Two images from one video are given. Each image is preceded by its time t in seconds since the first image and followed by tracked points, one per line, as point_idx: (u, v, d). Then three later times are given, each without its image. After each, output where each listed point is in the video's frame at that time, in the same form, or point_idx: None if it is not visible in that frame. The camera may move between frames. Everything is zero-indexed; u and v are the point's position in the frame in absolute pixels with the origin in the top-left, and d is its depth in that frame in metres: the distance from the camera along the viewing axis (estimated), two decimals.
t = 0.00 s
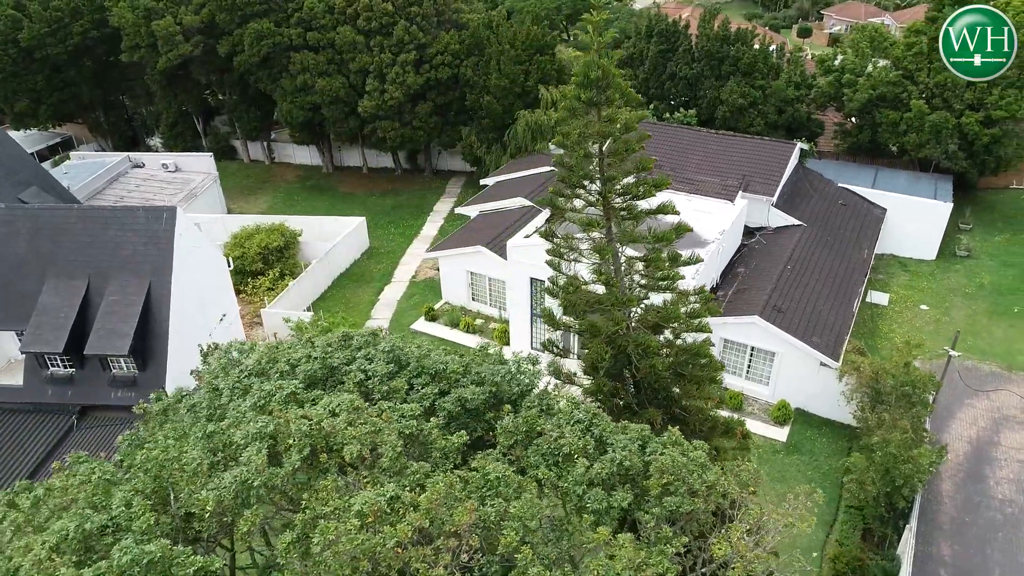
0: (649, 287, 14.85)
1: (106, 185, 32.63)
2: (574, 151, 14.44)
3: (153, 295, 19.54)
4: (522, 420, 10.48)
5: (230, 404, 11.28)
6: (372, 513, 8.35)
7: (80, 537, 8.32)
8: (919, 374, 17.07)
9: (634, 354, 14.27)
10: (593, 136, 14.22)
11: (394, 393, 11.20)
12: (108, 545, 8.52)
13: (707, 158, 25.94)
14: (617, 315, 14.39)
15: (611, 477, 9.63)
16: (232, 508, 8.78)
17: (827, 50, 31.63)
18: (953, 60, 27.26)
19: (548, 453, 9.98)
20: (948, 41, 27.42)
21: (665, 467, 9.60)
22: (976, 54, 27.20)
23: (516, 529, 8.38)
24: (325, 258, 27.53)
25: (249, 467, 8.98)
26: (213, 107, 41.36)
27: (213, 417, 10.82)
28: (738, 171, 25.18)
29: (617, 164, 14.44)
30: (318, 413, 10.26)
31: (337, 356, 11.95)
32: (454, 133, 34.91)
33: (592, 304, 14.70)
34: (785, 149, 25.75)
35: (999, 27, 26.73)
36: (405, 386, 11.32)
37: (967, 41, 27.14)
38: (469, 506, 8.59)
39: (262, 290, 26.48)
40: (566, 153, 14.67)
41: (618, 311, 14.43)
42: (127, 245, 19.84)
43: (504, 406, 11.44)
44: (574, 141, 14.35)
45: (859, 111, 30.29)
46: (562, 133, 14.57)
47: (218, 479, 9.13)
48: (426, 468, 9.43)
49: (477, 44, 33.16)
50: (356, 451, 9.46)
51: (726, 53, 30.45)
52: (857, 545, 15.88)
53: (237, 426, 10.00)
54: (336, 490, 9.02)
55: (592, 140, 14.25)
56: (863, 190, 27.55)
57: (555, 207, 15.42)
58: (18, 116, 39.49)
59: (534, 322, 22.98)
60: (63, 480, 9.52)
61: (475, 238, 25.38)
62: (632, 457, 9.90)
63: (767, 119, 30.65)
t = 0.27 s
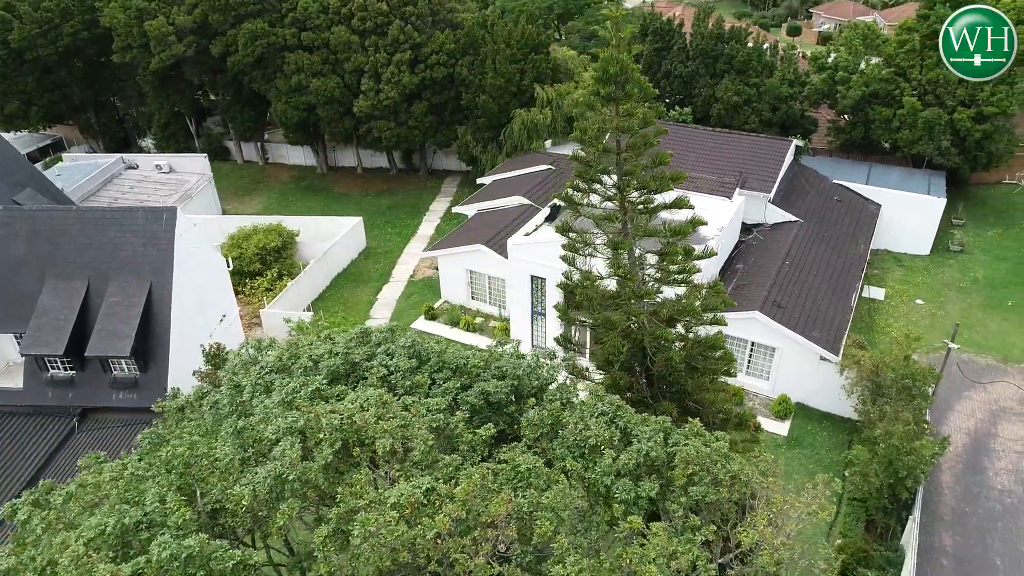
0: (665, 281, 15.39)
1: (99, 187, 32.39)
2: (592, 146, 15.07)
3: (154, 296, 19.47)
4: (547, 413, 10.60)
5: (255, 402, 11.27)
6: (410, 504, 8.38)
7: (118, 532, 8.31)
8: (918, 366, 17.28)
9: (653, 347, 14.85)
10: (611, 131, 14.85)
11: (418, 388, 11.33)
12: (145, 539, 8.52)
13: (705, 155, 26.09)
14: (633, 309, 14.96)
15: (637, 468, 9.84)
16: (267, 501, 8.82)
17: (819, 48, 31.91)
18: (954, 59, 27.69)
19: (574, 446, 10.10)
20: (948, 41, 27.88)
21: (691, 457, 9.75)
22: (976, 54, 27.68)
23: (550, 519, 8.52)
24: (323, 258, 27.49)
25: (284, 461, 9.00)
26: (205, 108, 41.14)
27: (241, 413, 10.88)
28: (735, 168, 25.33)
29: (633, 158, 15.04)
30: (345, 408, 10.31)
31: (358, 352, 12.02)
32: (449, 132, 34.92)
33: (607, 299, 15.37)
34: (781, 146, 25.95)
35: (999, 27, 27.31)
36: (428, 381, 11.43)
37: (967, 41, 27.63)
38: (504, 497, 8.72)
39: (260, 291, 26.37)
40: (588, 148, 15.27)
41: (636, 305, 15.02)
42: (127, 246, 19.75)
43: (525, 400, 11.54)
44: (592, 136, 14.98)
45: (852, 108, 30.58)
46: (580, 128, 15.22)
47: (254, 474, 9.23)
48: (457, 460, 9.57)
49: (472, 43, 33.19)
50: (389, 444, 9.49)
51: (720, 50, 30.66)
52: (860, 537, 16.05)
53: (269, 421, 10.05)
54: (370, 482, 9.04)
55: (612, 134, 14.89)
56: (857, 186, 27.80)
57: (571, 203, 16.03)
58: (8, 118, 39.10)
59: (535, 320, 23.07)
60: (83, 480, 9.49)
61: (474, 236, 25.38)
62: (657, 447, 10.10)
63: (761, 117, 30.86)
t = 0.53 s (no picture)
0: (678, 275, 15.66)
1: (93, 189, 32.19)
2: (610, 142, 15.14)
3: (155, 297, 19.38)
4: (570, 407, 10.72)
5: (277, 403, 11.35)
6: (446, 496, 8.44)
7: (153, 528, 8.41)
8: (918, 359, 17.47)
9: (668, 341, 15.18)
10: (629, 127, 14.94)
11: (440, 384, 11.44)
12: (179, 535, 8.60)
13: (703, 152, 26.18)
14: (648, 303, 15.27)
15: (663, 459, 9.88)
16: (301, 496, 8.85)
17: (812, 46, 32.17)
18: (954, 59, 27.84)
19: (598, 437, 10.18)
20: (948, 41, 27.93)
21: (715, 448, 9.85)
22: (975, 54, 27.88)
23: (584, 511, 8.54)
24: (321, 258, 27.43)
25: (317, 457, 9.04)
26: (198, 109, 40.93)
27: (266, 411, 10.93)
28: (731, 166, 25.49)
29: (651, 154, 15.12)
30: (370, 403, 10.34)
31: (378, 348, 12.08)
32: (445, 132, 34.92)
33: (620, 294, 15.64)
34: (776, 143, 26.15)
35: (999, 27, 27.51)
36: (450, 376, 11.54)
37: (967, 41, 27.76)
38: (538, 488, 8.69)
39: (258, 292, 26.29)
40: (601, 146, 15.35)
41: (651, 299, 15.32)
42: (127, 247, 19.66)
43: (546, 394, 11.56)
44: (610, 132, 15.03)
45: (845, 106, 30.88)
46: (596, 124, 15.25)
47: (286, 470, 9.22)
48: (488, 454, 9.63)
49: (467, 43, 33.21)
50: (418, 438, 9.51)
51: (715, 49, 30.89)
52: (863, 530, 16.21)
53: (298, 417, 10.09)
54: (402, 477, 9.07)
55: (630, 130, 14.98)
56: (851, 182, 28.06)
57: (586, 198, 16.18)
58: None
59: (535, 318, 23.23)
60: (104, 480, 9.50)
61: (472, 235, 25.41)
62: (680, 439, 10.19)
63: (755, 115, 31.09)
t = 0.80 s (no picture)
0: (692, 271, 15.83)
1: (84, 192, 31.93)
2: (624, 137, 15.32)
3: (153, 299, 19.28)
4: (591, 401, 10.80)
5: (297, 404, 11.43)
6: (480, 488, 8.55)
7: (186, 524, 8.48)
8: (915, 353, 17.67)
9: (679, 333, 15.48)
10: (644, 123, 15.11)
11: (461, 380, 11.57)
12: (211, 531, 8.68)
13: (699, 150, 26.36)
14: (661, 299, 15.45)
15: (685, 451, 10.04)
16: (334, 491, 8.88)
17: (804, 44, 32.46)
18: (956, 60, 28.00)
19: (621, 428, 10.24)
20: (948, 41, 28.11)
21: (736, 439, 10.02)
22: (975, 54, 28.09)
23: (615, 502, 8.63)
24: (316, 259, 27.34)
25: (349, 453, 9.09)
26: (188, 110, 40.68)
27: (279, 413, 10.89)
28: (727, 163, 25.67)
29: (665, 150, 15.29)
30: (394, 398, 10.39)
31: (397, 345, 12.16)
32: (438, 131, 34.90)
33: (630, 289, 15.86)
34: (771, 141, 26.32)
35: (1000, 28, 27.73)
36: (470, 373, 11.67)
37: (967, 41, 27.98)
38: (570, 480, 8.79)
39: (254, 293, 26.16)
40: (616, 141, 15.52)
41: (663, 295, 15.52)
42: (124, 249, 19.53)
43: (563, 390, 11.78)
44: (625, 128, 15.24)
45: (836, 103, 31.17)
46: (612, 120, 15.46)
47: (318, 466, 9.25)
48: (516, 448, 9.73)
49: (460, 42, 33.22)
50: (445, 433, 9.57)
51: (707, 47, 31.14)
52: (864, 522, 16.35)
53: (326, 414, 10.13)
54: (432, 471, 9.12)
55: (646, 127, 15.15)
56: (844, 179, 28.32)
57: (599, 194, 16.31)
58: None
59: (534, 316, 23.30)
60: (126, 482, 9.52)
61: (469, 234, 25.42)
62: (701, 431, 10.33)
63: (748, 113, 31.33)
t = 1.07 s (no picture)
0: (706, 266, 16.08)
1: (75, 195, 31.63)
2: (642, 133, 15.51)
3: (152, 301, 19.17)
4: (616, 393, 10.87)
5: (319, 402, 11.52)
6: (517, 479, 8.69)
7: (223, 522, 8.61)
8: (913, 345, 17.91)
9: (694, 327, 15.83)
10: (661, 119, 15.27)
11: (483, 375, 11.65)
12: (246, 528, 8.82)
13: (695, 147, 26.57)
14: (677, 292, 15.88)
15: (711, 441, 10.20)
16: (371, 486, 9.00)
17: (794, 42, 32.76)
18: (956, 60, 27.78)
19: (647, 419, 10.38)
20: (948, 41, 27.87)
21: (759, 429, 10.21)
22: (975, 54, 27.81)
23: (649, 492, 8.81)
24: (312, 260, 27.24)
25: (384, 448, 9.21)
26: (178, 112, 40.40)
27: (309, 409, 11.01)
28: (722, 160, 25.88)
29: (682, 146, 15.47)
30: (423, 394, 10.49)
31: (417, 341, 12.33)
32: (432, 131, 34.90)
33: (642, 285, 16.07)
34: (764, 137, 26.54)
35: (999, 28, 27.34)
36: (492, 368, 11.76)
37: (967, 41, 27.67)
38: (605, 471, 8.94)
39: (250, 295, 26.03)
40: (632, 136, 15.69)
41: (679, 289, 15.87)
42: (122, 251, 19.39)
43: (583, 384, 11.92)
44: (642, 123, 15.41)
45: (827, 100, 31.50)
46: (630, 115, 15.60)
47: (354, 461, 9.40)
48: (548, 440, 9.85)
49: (453, 42, 33.22)
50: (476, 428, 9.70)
51: (700, 45, 31.38)
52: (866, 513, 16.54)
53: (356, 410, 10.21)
54: (467, 463, 9.20)
55: (664, 123, 15.33)
56: (836, 175, 28.60)
57: (614, 189, 16.48)
58: None
59: (534, 314, 23.36)
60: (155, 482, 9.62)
61: (466, 233, 25.45)
62: (724, 421, 10.49)
63: (740, 110, 31.59)
